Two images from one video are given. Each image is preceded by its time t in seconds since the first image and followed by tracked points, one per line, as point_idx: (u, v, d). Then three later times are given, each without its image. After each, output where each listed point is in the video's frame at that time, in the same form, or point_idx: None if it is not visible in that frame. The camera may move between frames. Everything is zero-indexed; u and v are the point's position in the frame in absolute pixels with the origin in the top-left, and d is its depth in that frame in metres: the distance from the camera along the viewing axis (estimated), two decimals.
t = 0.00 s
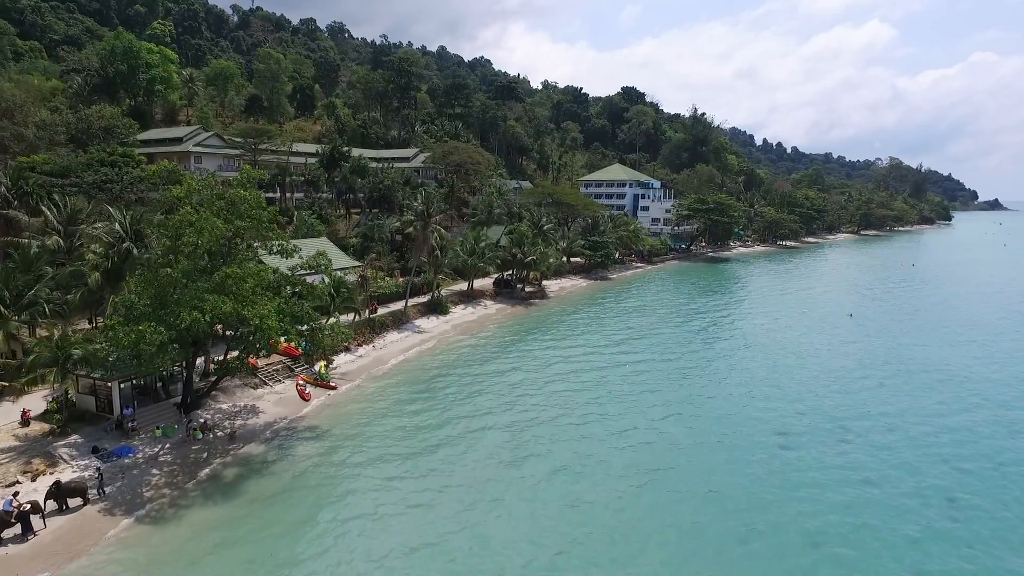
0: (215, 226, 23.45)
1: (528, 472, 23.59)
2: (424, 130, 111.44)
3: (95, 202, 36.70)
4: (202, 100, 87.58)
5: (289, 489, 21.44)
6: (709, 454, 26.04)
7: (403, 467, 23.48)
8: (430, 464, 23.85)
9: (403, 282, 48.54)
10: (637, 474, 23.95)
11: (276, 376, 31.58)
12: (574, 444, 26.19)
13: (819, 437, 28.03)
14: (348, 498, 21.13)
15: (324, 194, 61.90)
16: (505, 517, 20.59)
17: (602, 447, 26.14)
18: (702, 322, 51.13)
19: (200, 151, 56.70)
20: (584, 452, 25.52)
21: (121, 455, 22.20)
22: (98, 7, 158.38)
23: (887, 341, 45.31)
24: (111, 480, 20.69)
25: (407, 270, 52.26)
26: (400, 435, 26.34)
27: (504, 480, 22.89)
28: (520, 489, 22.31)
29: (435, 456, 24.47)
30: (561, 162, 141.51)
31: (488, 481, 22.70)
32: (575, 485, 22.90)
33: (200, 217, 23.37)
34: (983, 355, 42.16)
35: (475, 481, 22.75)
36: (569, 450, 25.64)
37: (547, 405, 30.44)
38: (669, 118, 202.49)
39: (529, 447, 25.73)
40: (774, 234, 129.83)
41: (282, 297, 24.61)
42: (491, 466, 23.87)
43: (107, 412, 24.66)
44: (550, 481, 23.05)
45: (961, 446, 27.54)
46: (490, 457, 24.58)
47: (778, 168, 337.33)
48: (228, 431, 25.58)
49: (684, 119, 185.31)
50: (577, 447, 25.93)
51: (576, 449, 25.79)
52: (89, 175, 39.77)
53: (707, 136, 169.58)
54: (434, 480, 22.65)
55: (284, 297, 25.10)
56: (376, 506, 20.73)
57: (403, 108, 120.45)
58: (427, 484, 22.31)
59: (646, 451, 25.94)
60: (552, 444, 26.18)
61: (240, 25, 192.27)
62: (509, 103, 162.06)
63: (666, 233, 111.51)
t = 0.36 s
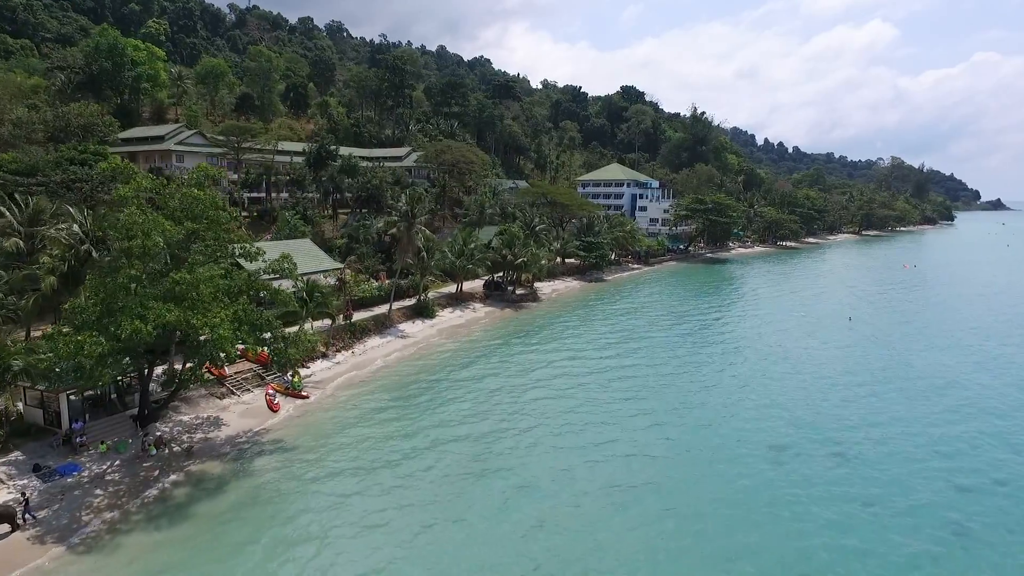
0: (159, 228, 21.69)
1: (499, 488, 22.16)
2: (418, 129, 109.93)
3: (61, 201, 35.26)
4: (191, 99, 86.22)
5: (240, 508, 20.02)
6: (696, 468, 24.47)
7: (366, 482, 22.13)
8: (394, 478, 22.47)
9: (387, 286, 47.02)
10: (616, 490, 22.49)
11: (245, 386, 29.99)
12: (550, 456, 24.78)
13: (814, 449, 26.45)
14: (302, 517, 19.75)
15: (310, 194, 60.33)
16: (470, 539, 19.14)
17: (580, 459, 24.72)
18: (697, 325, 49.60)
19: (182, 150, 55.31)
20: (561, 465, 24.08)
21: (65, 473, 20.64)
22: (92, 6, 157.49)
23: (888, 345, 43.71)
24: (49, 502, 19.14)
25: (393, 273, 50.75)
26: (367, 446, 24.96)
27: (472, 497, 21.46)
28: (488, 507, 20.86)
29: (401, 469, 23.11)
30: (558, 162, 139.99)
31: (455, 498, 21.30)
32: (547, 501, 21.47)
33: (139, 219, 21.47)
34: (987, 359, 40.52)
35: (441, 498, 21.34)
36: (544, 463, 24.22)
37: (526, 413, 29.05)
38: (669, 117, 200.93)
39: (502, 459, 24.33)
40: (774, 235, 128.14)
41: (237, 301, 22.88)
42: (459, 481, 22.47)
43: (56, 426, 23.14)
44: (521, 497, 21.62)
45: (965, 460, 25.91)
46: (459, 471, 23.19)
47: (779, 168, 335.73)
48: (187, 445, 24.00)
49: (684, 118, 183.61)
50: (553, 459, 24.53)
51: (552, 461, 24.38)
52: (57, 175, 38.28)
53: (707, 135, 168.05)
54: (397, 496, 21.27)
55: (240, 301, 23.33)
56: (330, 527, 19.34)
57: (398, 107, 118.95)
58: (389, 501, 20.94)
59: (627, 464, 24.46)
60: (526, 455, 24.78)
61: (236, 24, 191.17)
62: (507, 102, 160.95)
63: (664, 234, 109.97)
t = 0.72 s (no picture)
0: (98, 231, 19.83)
1: (460, 505, 20.70)
2: (413, 127, 108.38)
3: (22, 202, 33.80)
4: (179, 97, 84.82)
5: (177, 530, 18.57)
6: (678, 484, 22.89)
7: (317, 499, 20.71)
8: (349, 495, 21.06)
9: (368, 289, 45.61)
10: (588, 508, 20.95)
11: (208, 396, 28.40)
12: (520, 469, 23.33)
13: (807, 464, 24.83)
14: (242, 539, 18.34)
15: (294, 194, 58.84)
16: (423, 564, 17.66)
17: (551, 472, 23.24)
18: (689, 328, 48.06)
19: (162, 148, 53.84)
20: (529, 480, 22.61)
21: None
22: (87, 4, 156.46)
23: (886, 349, 42.16)
24: None
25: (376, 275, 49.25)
26: (326, 459, 23.52)
27: (431, 516, 19.99)
28: (447, 528, 19.37)
29: (357, 485, 21.68)
30: (556, 161, 138.43)
31: (413, 516, 19.92)
32: (511, 521, 20.00)
33: (77, 220, 19.46)
34: (991, 364, 38.83)
35: (397, 517, 19.89)
36: (512, 477, 22.75)
37: (500, 421, 27.60)
38: (668, 117, 199.39)
39: (468, 472, 22.88)
40: (774, 236, 126.46)
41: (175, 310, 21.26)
42: (419, 498, 21.03)
43: None
44: (484, 518, 20.10)
45: (966, 476, 24.30)
46: (420, 486, 21.76)
47: (781, 167, 333.85)
48: (136, 460, 22.48)
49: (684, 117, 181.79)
50: (522, 473, 23.06)
51: (521, 475, 22.91)
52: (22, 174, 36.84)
53: (707, 135, 166.55)
54: (348, 515, 19.86)
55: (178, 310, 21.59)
56: (271, 550, 17.93)
57: (393, 106, 117.54)
58: (340, 521, 19.50)
59: (602, 479, 22.95)
60: (494, 468, 23.35)
61: (233, 23, 190.03)
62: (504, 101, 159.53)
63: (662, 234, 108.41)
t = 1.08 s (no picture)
0: (26, 235, 18.09)
1: (419, 522, 19.43)
2: (407, 126, 107.12)
3: None
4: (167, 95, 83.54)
5: (111, 551, 17.34)
6: (657, 499, 21.53)
7: (267, 515, 19.51)
8: (301, 509, 19.85)
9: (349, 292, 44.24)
10: (557, 525, 19.63)
11: (169, 406, 27.05)
12: (487, 481, 22.07)
13: (795, 477, 23.46)
14: (176, 560, 17.15)
15: (279, 194, 57.49)
16: None
17: (519, 485, 21.98)
18: (681, 330, 46.66)
19: (142, 147, 52.46)
20: (496, 492, 21.36)
21: None
22: (82, 3, 155.63)
23: (883, 353, 40.66)
24: None
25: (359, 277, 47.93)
26: (282, 470, 22.32)
27: (384, 535, 18.74)
28: (401, 548, 18.11)
29: (311, 498, 20.46)
30: (553, 160, 137.10)
31: (365, 534, 18.66)
32: (470, 539, 18.75)
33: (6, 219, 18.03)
34: (991, 369, 37.40)
35: (348, 535, 18.67)
36: (478, 489, 21.51)
37: (472, 428, 26.36)
38: (668, 116, 197.78)
39: (431, 485, 21.65)
40: (773, 236, 124.93)
41: (115, 317, 19.70)
42: (375, 512, 19.80)
43: None
44: (441, 537, 18.81)
45: (964, 490, 22.95)
46: (379, 499, 20.54)
47: (783, 167, 331.91)
48: (81, 476, 21.09)
49: (683, 116, 180.23)
50: (489, 485, 21.83)
51: (488, 487, 21.67)
52: None
53: (706, 134, 164.99)
54: (296, 532, 18.67)
55: (118, 316, 20.03)
56: (208, 571, 16.77)
57: (387, 104, 116.17)
58: (284, 539, 18.31)
59: (575, 493, 21.61)
60: (459, 479, 22.11)
61: (230, 22, 189.09)
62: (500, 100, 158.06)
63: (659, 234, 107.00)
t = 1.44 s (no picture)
0: None
1: (368, 538, 18.30)
2: (400, 125, 105.92)
3: None
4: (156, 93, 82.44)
5: (32, 574, 16.20)
6: (629, 513, 20.24)
7: (208, 531, 18.43)
8: (245, 525, 18.76)
9: (328, 294, 43.06)
10: (517, 543, 18.38)
11: (125, 416, 25.79)
12: (447, 493, 20.90)
13: (779, 490, 22.16)
14: None
15: (262, 193, 56.24)
16: None
17: (482, 496, 20.81)
18: (671, 332, 45.30)
19: (121, 146, 51.12)
20: (455, 505, 20.18)
21: None
22: (77, 2, 154.84)
23: (877, 357, 39.35)
24: None
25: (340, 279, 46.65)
26: (232, 481, 21.22)
27: (329, 552, 17.61)
28: (346, 567, 16.97)
29: (257, 512, 19.37)
30: (550, 160, 135.80)
31: (308, 552, 17.54)
32: (421, 558, 17.55)
33: None
34: (989, 374, 36.08)
35: (290, 552, 17.60)
36: (437, 501, 20.35)
37: (439, 435, 25.22)
38: (667, 115, 196.36)
39: (388, 497, 20.50)
40: (772, 236, 123.56)
41: (46, 324, 18.49)
42: (323, 528, 18.68)
43: None
44: (391, 554, 17.64)
45: (954, 504, 21.71)
46: (330, 513, 19.44)
47: (784, 166, 330.39)
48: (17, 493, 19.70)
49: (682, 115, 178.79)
50: (448, 497, 20.66)
51: (447, 500, 20.49)
52: None
53: (705, 133, 163.66)
54: (235, 550, 17.59)
55: (52, 323, 18.83)
56: None
57: (381, 103, 115.00)
58: (221, 556, 17.28)
59: (542, 507, 20.33)
60: (418, 491, 20.96)
61: (226, 21, 188.36)
62: (497, 99, 157.11)
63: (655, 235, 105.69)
